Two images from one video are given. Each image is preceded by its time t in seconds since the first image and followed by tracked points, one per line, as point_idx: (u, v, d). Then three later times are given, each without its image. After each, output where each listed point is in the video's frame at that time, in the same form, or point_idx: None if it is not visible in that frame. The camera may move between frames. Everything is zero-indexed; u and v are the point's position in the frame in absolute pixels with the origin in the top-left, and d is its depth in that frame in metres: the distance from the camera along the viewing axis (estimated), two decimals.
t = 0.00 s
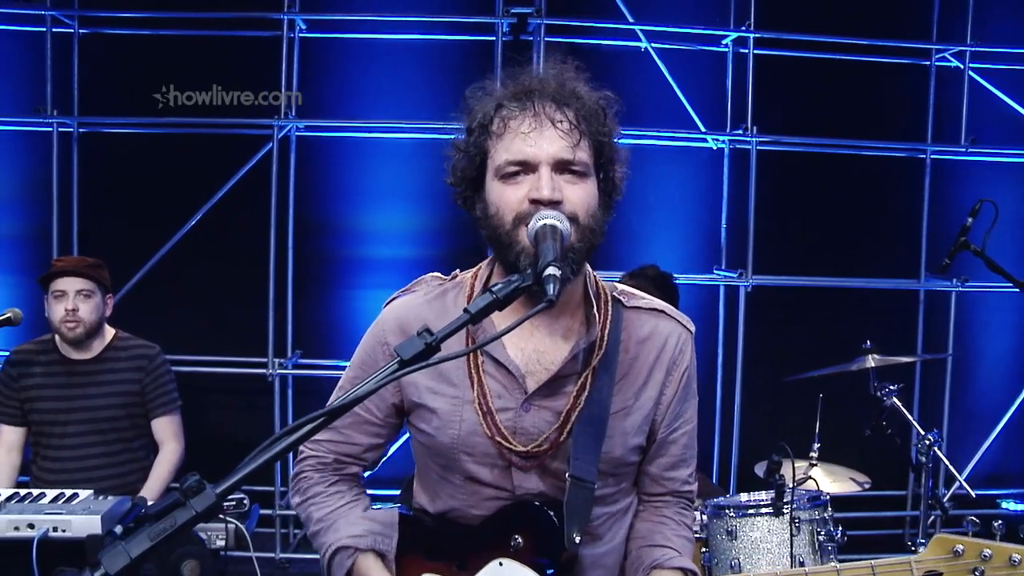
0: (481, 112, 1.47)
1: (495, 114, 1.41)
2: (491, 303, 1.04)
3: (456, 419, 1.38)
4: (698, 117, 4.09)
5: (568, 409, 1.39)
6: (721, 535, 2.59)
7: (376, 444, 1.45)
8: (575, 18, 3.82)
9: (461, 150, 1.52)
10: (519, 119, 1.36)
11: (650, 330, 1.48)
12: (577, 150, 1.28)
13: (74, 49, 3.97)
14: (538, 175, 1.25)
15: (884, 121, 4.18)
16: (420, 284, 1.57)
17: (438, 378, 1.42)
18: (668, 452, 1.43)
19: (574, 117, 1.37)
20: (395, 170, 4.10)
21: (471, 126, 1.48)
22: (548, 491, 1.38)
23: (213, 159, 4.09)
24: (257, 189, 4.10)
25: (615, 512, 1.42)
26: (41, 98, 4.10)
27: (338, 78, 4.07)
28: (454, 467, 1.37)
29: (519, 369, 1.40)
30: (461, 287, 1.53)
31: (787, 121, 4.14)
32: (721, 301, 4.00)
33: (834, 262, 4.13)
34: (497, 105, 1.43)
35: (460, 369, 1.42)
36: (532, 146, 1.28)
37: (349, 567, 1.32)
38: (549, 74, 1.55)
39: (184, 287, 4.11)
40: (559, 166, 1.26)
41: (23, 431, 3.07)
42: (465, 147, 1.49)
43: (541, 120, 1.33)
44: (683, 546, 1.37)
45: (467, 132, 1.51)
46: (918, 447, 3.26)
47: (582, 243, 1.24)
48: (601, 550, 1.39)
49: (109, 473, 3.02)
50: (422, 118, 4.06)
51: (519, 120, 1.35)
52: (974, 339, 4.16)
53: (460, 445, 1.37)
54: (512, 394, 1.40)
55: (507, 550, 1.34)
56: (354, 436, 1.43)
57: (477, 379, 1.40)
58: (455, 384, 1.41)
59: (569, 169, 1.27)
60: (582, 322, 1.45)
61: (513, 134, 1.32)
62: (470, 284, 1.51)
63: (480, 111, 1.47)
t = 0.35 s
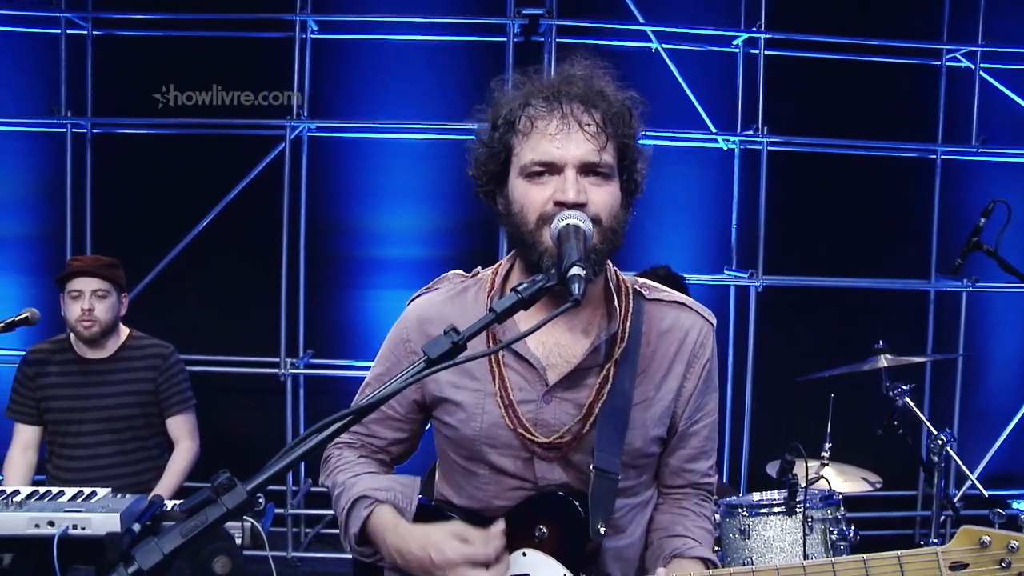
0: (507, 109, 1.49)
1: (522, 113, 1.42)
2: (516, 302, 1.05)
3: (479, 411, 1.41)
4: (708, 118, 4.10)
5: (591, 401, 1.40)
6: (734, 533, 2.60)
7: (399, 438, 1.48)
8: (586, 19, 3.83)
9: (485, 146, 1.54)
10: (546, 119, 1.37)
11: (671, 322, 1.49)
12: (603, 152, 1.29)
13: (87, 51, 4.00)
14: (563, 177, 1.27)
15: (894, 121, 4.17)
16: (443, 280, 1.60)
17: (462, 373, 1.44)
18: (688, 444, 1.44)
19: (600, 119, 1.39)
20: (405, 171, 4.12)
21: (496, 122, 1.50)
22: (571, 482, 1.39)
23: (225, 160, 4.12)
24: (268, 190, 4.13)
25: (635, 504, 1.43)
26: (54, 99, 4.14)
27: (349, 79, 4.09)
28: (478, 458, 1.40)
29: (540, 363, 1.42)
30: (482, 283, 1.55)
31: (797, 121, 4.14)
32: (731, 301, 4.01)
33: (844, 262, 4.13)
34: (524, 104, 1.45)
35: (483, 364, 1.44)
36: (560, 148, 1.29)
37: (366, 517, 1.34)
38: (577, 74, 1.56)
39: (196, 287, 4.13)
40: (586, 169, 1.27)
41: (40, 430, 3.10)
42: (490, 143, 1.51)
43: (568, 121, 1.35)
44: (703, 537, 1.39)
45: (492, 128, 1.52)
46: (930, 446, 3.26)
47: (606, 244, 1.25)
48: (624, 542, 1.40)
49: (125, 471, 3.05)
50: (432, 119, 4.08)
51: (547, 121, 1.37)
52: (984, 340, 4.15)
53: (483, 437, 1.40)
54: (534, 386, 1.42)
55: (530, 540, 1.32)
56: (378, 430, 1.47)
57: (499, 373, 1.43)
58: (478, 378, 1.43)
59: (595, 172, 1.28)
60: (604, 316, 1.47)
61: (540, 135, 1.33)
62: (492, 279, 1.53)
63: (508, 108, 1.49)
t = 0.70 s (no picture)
0: (530, 106, 1.49)
1: (545, 111, 1.43)
2: (536, 299, 1.07)
3: (492, 407, 1.41)
4: (715, 117, 4.11)
5: (603, 396, 1.41)
6: (743, 529, 2.62)
7: (409, 433, 1.51)
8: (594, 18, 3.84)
9: (503, 140, 1.55)
10: (570, 119, 1.38)
11: (680, 319, 1.50)
12: (624, 157, 1.30)
13: (95, 50, 4.02)
14: (584, 177, 1.28)
15: (901, 121, 4.18)
16: (454, 279, 1.62)
17: (474, 368, 1.45)
18: (696, 441, 1.46)
19: (621, 123, 1.40)
20: (413, 170, 4.13)
21: (518, 117, 1.51)
22: (584, 477, 1.40)
23: (234, 159, 4.13)
24: (276, 188, 4.14)
25: (646, 500, 1.44)
26: (62, 98, 4.15)
27: (356, 78, 4.11)
28: (489, 453, 1.42)
29: (551, 357, 1.44)
30: (494, 280, 1.57)
31: (804, 120, 4.15)
32: (738, 299, 4.01)
33: (850, 261, 4.14)
34: (547, 102, 1.45)
35: (494, 359, 1.45)
36: (582, 149, 1.30)
37: (384, 493, 1.38)
38: (600, 77, 1.57)
39: (204, 286, 4.15)
40: (606, 171, 1.29)
41: (51, 427, 3.11)
42: (509, 138, 1.52)
43: (593, 123, 1.36)
44: (713, 533, 1.40)
45: (512, 122, 1.53)
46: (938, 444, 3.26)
47: (619, 245, 1.27)
48: (634, 538, 1.41)
49: (135, 468, 3.07)
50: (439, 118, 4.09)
51: (570, 121, 1.38)
52: (991, 339, 4.15)
53: (495, 431, 1.41)
54: (545, 380, 1.43)
55: (543, 534, 1.34)
56: (390, 425, 1.50)
57: (510, 367, 1.43)
58: (489, 372, 1.44)
59: (613, 177, 1.30)
60: (615, 313, 1.48)
61: (563, 135, 1.34)
62: (503, 276, 1.55)
63: (531, 104, 1.50)
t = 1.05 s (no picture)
0: (529, 110, 1.49)
1: (545, 115, 1.43)
2: (547, 293, 1.09)
3: (494, 403, 1.42)
4: (714, 115, 4.12)
5: (603, 391, 1.43)
6: (744, 525, 2.65)
7: (406, 431, 1.49)
8: (594, 17, 3.85)
9: (502, 144, 1.55)
10: (571, 125, 1.39)
11: (677, 317, 1.52)
12: (625, 161, 1.32)
13: (96, 49, 4.02)
14: (586, 184, 1.30)
15: (900, 120, 4.19)
16: (453, 273, 1.63)
17: (476, 364, 1.45)
18: (691, 438, 1.47)
19: (622, 127, 1.40)
20: (413, 168, 4.14)
21: (519, 121, 1.51)
22: (582, 473, 1.42)
23: (235, 157, 4.14)
24: (277, 186, 4.15)
25: (644, 497, 1.45)
26: (63, 96, 4.16)
27: (357, 76, 4.11)
28: (491, 451, 1.41)
29: (554, 354, 1.45)
30: (493, 276, 1.58)
31: (803, 119, 4.16)
32: (737, 297, 4.03)
33: (849, 259, 4.15)
34: (547, 107, 1.46)
35: (496, 356, 1.46)
36: (583, 155, 1.31)
37: (390, 517, 1.35)
38: (600, 79, 1.57)
39: (204, 284, 4.16)
40: (607, 176, 1.30)
41: (54, 425, 3.12)
42: (507, 142, 1.53)
43: (594, 129, 1.36)
44: (708, 528, 1.42)
45: (512, 125, 1.53)
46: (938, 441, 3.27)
47: (622, 247, 1.29)
48: (632, 533, 1.43)
49: (138, 465, 3.08)
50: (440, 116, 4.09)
51: (571, 127, 1.38)
52: (989, 336, 4.17)
53: (498, 428, 1.41)
54: (547, 376, 1.44)
55: (544, 529, 1.37)
56: (386, 422, 1.48)
57: (513, 364, 1.44)
58: (492, 369, 1.45)
59: (614, 181, 1.31)
60: (614, 312, 1.50)
61: (565, 142, 1.35)
62: (503, 272, 1.56)
63: (531, 107, 1.50)
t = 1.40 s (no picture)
0: (536, 130, 1.49)
1: (551, 142, 1.43)
2: (555, 289, 1.12)
3: (501, 403, 1.43)
4: (712, 115, 4.13)
5: (608, 391, 1.45)
6: (744, 523, 2.68)
7: (409, 432, 1.48)
8: (593, 17, 3.86)
9: (507, 158, 1.56)
10: (577, 157, 1.39)
11: (673, 317, 1.53)
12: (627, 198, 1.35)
13: (95, 47, 4.01)
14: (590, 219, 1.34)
15: (897, 120, 4.21)
16: (454, 275, 1.62)
17: (483, 365, 1.45)
18: (686, 434, 1.50)
19: (628, 154, 1.41)
20: (412, 168, 4.14)
21: (524, 142, 1.51)
22: (587, 470, 1.45)
23: (234, 156, 4.14)
24: (276, 185, 4.15)
25: (643, 492, 1.47)
26: (62, 95, 4.15)
27: (357, 75, 4.12)
28: (499, 450, 1.42)
29: (559, 354, 1.46)
30: (495, 278, 1.60)
31: (800, 119, 4.18)
32: (735, 296, 4.05)
33: (846, 258, 4.17)
34: (553, 132, 1.45)
35: (502, 356, 1.46)
36: (588, 191, 1.35)
37: (393, 555, 1.35)
38: (605, 95, 1.55)
39: (203, 283, 4.16)
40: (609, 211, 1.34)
41: (54, 423, 3.13)
42: (512, 159, 1.53)
43: (599, 161, 1.37)
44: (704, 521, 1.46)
45: (518, 144, 1.53)
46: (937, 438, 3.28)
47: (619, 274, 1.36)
48: (634, 525, 1.46)
49: (138, 464, 3.08)
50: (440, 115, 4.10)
51: (577, 159, 1.38)
52: (986, 335, 4.19)
53: (506, 427, 1.42)
54: (553, 377, 1.45)
55: (553, 525, 1.41)
56: (390, 424, 1.46)
57: (519, 365, 1.45)
58: (499, 370, 1.45)
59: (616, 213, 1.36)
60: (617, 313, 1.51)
61: (569, 175, 1.37)
62: (506, 275, 1.58)
63: (537, 127, 1.49)
